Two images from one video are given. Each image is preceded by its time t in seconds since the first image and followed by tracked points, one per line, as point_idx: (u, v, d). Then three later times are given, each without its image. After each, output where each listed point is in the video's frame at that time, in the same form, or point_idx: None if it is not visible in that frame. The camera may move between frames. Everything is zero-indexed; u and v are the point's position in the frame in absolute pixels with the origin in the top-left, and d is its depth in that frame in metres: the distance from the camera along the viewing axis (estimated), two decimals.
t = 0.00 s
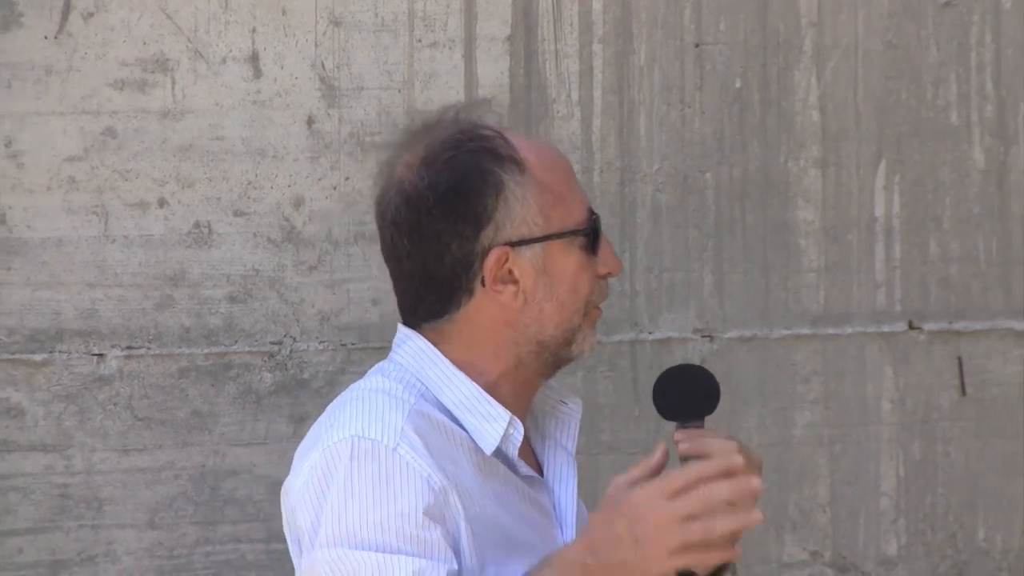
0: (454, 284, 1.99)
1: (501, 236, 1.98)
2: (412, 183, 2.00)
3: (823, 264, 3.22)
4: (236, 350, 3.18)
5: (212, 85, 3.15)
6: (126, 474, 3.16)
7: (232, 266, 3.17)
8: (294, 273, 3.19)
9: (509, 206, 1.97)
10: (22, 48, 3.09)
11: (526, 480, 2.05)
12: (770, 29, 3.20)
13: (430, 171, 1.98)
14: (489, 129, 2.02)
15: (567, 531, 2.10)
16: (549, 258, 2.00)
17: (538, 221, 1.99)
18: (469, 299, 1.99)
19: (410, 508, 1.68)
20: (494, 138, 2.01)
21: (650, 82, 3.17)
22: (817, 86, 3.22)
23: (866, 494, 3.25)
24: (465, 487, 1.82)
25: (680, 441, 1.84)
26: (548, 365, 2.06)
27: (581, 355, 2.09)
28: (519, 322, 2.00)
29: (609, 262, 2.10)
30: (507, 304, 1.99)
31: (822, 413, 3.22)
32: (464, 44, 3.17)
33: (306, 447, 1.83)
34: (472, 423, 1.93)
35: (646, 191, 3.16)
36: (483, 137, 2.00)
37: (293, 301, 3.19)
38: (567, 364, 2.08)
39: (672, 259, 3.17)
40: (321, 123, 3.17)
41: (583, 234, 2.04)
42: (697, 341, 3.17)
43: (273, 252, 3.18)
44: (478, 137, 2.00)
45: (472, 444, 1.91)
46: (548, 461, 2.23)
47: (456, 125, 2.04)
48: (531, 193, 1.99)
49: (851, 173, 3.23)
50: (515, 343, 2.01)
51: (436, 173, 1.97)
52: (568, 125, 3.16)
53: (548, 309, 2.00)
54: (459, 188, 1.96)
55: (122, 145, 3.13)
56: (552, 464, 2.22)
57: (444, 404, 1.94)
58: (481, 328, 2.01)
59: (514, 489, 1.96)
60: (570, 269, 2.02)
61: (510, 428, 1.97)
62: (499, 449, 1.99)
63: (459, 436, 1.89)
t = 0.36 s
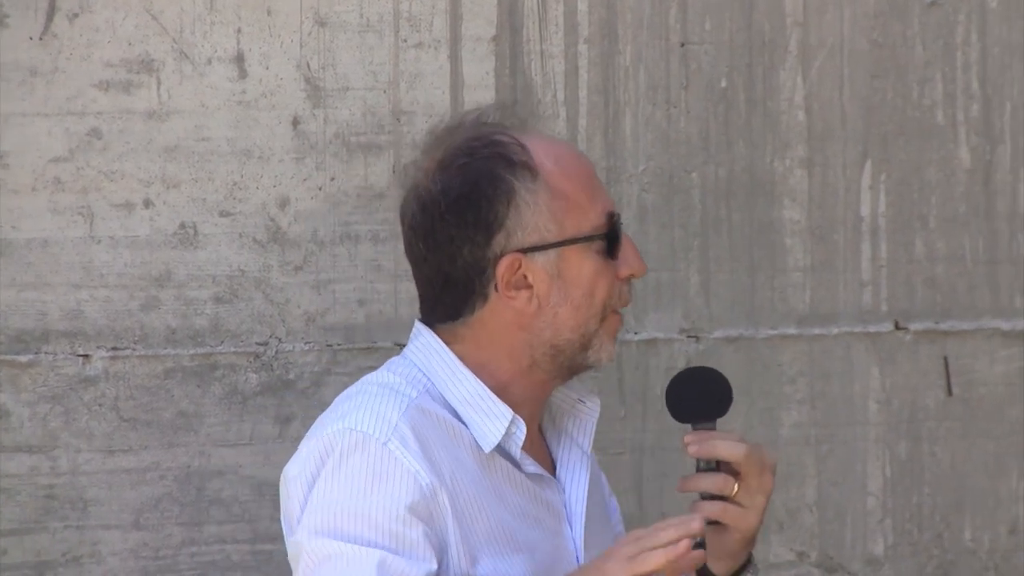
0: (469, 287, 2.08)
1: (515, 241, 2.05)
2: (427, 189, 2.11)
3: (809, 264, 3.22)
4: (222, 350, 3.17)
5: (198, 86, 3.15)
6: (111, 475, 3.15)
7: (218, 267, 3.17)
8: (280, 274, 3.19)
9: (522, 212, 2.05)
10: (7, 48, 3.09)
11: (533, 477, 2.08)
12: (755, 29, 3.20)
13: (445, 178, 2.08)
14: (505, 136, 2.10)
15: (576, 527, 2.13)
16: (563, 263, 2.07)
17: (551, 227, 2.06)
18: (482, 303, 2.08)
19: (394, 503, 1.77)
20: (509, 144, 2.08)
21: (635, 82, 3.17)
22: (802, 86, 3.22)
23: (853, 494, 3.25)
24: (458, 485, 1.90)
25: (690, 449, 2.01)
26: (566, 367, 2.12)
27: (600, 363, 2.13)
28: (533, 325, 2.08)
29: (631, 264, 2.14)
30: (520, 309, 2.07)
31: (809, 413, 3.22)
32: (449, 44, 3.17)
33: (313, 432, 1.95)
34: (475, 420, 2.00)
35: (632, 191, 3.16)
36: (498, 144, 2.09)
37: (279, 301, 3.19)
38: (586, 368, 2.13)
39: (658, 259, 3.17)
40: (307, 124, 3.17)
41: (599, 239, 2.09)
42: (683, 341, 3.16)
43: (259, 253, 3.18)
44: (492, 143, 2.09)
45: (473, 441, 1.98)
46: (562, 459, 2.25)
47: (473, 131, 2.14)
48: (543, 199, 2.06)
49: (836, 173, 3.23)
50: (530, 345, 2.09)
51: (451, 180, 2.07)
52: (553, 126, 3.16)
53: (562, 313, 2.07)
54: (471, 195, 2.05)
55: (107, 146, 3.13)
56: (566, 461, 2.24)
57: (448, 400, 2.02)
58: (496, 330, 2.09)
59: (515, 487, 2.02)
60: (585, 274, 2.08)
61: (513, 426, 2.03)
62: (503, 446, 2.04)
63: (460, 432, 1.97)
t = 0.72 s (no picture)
0: (455, 280, 2.20)
1: (495, 231, 2.17)
2: (410, 187, 2.26)
3: (795, 264, 3.22)
4: (207, 352, 3.17)
5: (183, 87, 3.14)
6: (97, 476, 3.15)
7: (203, 268, 3.17)
8: (265, 275, 3.18)
9: (500, 202, 2.16)
10: None
11: (523, 458, 2.10)
12: (741, 29, 3.20)
13: (426, 174, 2.22)
14: (483, 131, 2.23)
15: (570, 509, 2.11)
16: (544, 250, 2.17)
17: (530, 215, 2.17)
18: (468, 295, 2.19)
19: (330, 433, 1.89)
20: (487, 138, 2.21)
21: (621, 82, 3.17)
22: (788, 86, 3.22)
23: (839, 495, 3.25)
24: (409, 447, 1.97)
25: (687, 440, 2.04)
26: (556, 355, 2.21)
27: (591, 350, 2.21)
28: (518, 313, 2.17)
29: (615, 250, 2.23)
30: (504, 297, 2.16)
31: (795, 414, 3.21)
32: (435, 45, 3.17)
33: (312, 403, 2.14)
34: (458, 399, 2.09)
35: (617, 192, 3.16)
36: (476, 138, 2.21)
37: (264, 303, 3.19)
38: (578, 354, 2.21)
39: (643, 259, 3.16)
40: (292, 125, 3.16)
41: (581, 226, 2.19)
42: (669, 342, 3.16)
43: (244, 254, 3.17)
44: (470, 137, 2.22)
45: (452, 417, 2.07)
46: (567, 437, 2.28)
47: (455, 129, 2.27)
48: (521, 188, 2.17)
49: (822, 173, 3.23)
50: (516, 333, 2.18)
51: (430, 175, 2.21)
52: (538, 126, 3.15)
53: (545, 299, 2.16)
54: (450, 188, 2.18)
55: (92, 147, 3.13)
56: (569, 443, 2.27)
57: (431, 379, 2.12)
58: (482, 320, 2.19)
59: (499, 464, 2.07)
60: (567, 259, 2.17)
61: (496, 405, 2.11)
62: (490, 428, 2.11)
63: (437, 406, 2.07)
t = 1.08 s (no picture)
0: (458, 281, 2.24)
1: (496, 234, 2.20)
2: (411, 188, 2.30)
3: (786, 262, 3.22)
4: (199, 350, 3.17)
5: (175, 85, 3.14)
6: (89, 474, 3.16)
7: (195, 266, 3.17)
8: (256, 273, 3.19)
9: (502, 206, 2.19)
10: None
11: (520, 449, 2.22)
12: (732, 27, 3.20)
13: (427, 175, 2.26)
14: (486, 132, 2.26)
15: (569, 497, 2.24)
16: (546, 253, 2.20)
17: (532, 218, 2.20)
18: (470, 296, 2.23)
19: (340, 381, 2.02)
20: (489, 140, 2.24)
21: (612, 80, 3.17)
22: (779, 84, 3.22)
23: (831, 493, 3.25)
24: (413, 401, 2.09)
25: (679, 437, 2.03)
26: (558, 354, 2.26)
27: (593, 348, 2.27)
28: (521, 315, 2.22)
29: (618, 252, 2.27)
30: (506, 299, 2.21)
31: (786, 412, 3.21)
32: (426, 43, 3.17)
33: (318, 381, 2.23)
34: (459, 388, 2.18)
35: (609, 190, 3.16)
36: (477, 139, 2.25)
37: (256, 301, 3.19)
38: (581, 352, 2.27)
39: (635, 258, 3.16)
40: (283, 123, 3.16)
41: (582, 228, 2.23)
42: (661, 340, 3.16)
43: (236, 252, 3.18)
44: (472, 139, 2.25)
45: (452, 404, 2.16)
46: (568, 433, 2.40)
47: (456, 128, 2.31)
48: (522, 191, 2.20)
49: (814, 171, 3.23)
50: (518, 334, 2.23)
51: (431, 177, 2.25)
52: (530, 124, 3.15)
53: (548, 302, 2.20)
54: (452, 190, 2.22)
55: (84, 145, 3.13)
56: (567, 442, 2.38)
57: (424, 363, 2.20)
58: (483, 319, 2.25)
59: (496, 453, 2.17)
60: (569, 262, 2.21)
61: (496, 396, 2.19)
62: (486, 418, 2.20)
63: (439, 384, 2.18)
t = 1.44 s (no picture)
0: (432, 280, 2.15)
1: (470, 228, 2.13)
2: (376, 188, 2.19)
3: (784, 258, 3.22)
4: (197, 346, 3.17)
5: (172, 82, 3.14)
6: (87, 471, 3.16)
7: (192, 263, 3.17)
8: (254, 269, 3.19)
9: (474, 198, 2.13)
10: None
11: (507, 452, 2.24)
12: (730, 23, 3.20)
13: (393, 175, 2.16)
14: (445, 126, 2.19)
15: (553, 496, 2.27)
16: (519, 243, 2.17)
17: (504, 209, 2.15)
18: (445, 293, 2.14)
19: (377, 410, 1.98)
20: (450, 133, 2.17)
21: (610, 76, 3.17)
22: (777, 79, 3.21)
23: (829, 489, 3.25)
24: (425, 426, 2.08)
25: (659, 431, 2.00)
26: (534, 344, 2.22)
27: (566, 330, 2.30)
28: (499, 310, 2.15)
29: (583, 239, 2.29)
30: (483, 293, 2.14)
31: (784, 408, 3.21)
32: (423, 39, 3.17)
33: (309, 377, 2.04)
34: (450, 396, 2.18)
35: (607, 186, 3.16)
36: (439, 134, 2.17)
37: (254, 297, 3.19)
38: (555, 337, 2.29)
39: (632, 253, 3.16)
40: (281, 120, 3.17)
41: (551, 216, 2.21)
42: (659, 336, 3.16)
43: (233, 248, 3.18)
44: (434, 134, 2.17)
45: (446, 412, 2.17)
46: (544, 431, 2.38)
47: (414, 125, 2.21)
48: (492, 182, 2.15)
49: (811, 167, 3.23)
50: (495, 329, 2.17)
51: (398, 175, 2.15)
52: (527, 120, 3.15)
53: (525, 293, 2.16)
54: (421, 187, 2.12)
55: (81, 142, 3.13)
56: (544, 440, 2.36)
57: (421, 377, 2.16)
58: (460, 317, 2.16)
59: (487, 458, 2.20)
60: (542, 251, 2.19)
61: (485, 402, 2.21)
62: (476, 422, 2.22)
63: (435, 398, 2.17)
